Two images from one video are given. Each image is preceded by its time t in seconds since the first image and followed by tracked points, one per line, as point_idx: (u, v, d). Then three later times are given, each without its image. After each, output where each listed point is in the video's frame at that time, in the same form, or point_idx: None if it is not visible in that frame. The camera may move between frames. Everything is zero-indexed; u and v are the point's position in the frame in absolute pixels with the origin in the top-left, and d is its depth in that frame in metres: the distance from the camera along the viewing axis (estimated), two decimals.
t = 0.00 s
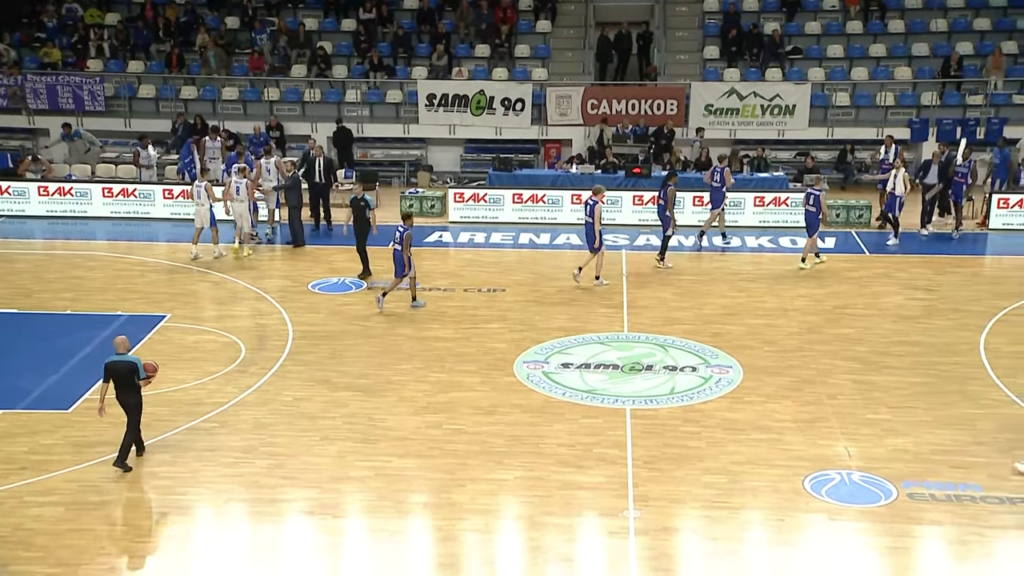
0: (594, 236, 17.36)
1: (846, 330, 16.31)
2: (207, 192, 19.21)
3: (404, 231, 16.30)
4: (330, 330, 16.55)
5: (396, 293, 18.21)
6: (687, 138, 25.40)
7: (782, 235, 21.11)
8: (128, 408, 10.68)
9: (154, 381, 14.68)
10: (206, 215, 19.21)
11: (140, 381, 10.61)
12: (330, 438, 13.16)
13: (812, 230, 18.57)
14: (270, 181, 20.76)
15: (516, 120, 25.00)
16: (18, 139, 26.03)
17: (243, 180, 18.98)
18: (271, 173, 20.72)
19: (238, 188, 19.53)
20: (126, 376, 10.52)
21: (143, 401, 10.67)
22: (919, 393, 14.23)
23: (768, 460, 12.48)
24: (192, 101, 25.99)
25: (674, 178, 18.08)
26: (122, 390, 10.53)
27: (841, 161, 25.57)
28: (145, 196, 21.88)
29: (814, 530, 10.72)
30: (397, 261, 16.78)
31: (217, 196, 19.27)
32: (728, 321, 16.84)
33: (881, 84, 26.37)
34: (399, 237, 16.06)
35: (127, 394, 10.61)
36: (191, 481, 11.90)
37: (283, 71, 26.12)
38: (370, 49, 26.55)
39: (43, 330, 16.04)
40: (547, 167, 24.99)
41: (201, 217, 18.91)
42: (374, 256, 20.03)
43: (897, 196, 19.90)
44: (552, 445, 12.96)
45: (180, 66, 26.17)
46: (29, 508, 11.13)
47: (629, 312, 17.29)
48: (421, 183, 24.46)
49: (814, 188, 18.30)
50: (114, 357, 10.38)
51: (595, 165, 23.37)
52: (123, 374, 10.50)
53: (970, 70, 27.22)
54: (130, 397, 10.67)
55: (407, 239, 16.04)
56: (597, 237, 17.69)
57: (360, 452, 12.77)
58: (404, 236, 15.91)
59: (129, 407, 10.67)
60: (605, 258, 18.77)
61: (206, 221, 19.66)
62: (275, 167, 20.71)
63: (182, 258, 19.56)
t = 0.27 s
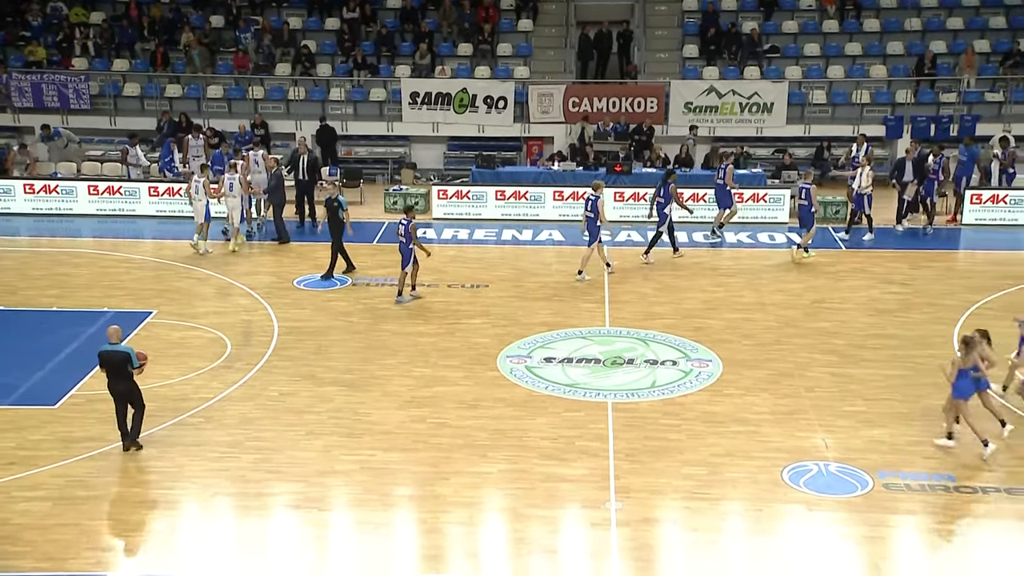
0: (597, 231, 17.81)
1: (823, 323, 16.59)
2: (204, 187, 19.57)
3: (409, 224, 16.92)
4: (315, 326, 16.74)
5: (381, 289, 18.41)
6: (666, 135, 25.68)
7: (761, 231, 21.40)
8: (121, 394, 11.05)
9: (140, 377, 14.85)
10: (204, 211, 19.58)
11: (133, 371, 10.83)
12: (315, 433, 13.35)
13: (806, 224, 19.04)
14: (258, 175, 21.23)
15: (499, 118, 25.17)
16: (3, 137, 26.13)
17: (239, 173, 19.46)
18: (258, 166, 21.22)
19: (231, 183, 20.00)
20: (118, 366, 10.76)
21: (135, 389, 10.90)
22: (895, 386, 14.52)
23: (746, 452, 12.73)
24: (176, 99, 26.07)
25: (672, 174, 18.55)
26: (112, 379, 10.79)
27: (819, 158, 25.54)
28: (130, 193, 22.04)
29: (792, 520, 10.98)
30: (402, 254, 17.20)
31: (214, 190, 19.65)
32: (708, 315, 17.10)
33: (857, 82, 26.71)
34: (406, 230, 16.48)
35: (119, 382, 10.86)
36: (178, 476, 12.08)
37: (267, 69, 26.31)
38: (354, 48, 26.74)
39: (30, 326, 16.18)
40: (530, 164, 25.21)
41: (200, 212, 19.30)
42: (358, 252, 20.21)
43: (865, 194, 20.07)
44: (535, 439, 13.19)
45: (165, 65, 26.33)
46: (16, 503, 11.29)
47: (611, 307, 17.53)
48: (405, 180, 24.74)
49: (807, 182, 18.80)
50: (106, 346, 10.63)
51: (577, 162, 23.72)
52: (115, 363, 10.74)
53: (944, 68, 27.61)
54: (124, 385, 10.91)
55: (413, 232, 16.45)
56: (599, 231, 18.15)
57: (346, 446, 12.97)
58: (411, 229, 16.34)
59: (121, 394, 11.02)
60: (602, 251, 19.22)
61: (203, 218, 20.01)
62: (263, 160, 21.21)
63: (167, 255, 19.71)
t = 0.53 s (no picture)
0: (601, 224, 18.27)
1: (803, 318, 16.86)
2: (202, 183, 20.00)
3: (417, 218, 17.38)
4: (303, 322, 16.92)
5: (368, 285, 18.61)
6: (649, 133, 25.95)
7: (741, 227, 21.69)
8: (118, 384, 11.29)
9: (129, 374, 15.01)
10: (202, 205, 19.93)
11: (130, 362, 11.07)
12: (303, 428, 13.55)
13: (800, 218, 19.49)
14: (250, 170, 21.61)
15: (484, 116, 25.40)
16: None
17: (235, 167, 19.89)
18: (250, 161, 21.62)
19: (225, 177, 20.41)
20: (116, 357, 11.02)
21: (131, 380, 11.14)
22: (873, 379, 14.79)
23: (728, 445, 12.98)
24: (164, 98, 26.30)
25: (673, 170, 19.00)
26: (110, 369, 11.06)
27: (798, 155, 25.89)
28: (118, 191, 22.18)
29: (773, 511, 11.22)
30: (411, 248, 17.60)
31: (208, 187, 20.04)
32: (690, 310, 17.36)
33: (836, 81, 26.97)
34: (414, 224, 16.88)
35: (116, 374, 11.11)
36: (167, 471, 12.26)
37: (254, 68, 26.49)
38: (340, 47, 26.94)
39: (18, 323, 16.33)
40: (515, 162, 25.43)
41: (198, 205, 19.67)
42: (345, 249, 20.40)
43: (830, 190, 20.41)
44: (520, 433, 13.41)
45: (152, 63, 26.49)
46: (6, 498, 11.45)
47: (595, 302, 17.77)
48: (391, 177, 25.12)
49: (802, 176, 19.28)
50: (104, 338, 10.85)
51: (560, 159, 24.07)
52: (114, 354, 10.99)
53: (921, 67, 27.99)
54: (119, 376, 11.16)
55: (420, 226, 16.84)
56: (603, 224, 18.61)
57: (333, 441, 13.17)
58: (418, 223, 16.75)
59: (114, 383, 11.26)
60: (605, 245, 19.69)
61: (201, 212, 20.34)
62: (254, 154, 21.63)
63: (154, 252, 19.86)
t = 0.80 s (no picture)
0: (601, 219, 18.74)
1: (782, 313, 17.17)
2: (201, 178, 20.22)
3: (423, 212, 17.75)
4: (290, 319, 17.15)
5: (355, 282, 18.85)
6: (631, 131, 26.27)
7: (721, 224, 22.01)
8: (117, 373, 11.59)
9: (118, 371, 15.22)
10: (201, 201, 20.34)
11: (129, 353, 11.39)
12: (291, 423, 13.78)
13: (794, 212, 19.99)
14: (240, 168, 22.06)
15: (469, 115, 25.63)
16: None
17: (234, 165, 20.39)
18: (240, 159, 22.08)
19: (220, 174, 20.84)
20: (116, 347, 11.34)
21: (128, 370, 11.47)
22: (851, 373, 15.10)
23: (709, 438, 13.26)
24: (152, 98, 26.53)
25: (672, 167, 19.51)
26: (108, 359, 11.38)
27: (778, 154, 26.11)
28: (106, 189, 22.36)
29: (754, 503, 11.50)
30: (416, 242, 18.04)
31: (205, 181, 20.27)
32: (672, 306, 17.65)
33: (814, 80, 27.48)
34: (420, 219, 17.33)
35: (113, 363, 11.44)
36: (156, 467, 12.48)
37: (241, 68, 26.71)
38: (326, 47, 27.18)
39: (8, 321, 16.52)
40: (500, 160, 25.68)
41: (196, 201, 20.09)
42: (332, 246, 20.63)
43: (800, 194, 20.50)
44: (506, 427, 13.67)
45: (140, 63, 26.69)
46: None
47: (579, 298, 18.04)
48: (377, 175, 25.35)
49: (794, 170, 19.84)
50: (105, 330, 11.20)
51: (543, 158, 24.36)
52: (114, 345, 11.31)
53: (897, 67, 28.40)
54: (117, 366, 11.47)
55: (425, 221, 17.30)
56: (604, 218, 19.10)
57: (321, 436, 13.41)
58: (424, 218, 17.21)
59: (112, 373, 11.57)
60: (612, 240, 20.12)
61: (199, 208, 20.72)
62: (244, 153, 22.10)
63: (143, 250, 20.05)
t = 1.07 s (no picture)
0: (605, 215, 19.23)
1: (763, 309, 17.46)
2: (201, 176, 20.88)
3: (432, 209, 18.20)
4: (278, 318, 17.37)
5: (342, 281, 19.08)
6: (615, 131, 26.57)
7: (702, 224, 22.33)
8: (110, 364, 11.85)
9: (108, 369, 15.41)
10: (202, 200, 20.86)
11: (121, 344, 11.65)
12: (280, 420, 14.01)
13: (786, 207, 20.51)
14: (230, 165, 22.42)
15: (455, 115, 25.87)
16: None
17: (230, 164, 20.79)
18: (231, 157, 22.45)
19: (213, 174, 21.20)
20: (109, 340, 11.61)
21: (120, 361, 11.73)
22: (830, 369, 15.40)
23: (692, 433, 13.54)
24: (141, 99, 26.71)
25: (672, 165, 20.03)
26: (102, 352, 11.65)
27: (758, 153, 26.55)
28: (95, 189, 22.54)
29: (735, 497, 11.78)
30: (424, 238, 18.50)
31: (206, 181, 20.96)
32: (655, 303, 17.93)
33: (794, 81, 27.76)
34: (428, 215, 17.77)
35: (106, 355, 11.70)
36: (146, 464, 12.69)
37: (229, 69, 26.93)
38: (313, 48, 27.41)
39: None
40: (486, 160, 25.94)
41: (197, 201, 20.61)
42: (320, 245, 20.85)
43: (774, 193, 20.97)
44: (492, 423, 13.93)
45: (128, 64, 26.89)
46: None
47: (563, 296, 18.31)
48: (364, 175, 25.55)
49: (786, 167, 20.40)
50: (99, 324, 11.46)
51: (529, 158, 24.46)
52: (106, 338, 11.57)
53: (875, 68, 28.79)
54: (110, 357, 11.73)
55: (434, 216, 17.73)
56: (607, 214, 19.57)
57: (310, 433, 13.64)
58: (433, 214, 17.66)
59: (105, 365, 11.83)
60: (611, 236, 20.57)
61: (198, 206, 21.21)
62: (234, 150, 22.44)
63: (132, 250, 20.24)
